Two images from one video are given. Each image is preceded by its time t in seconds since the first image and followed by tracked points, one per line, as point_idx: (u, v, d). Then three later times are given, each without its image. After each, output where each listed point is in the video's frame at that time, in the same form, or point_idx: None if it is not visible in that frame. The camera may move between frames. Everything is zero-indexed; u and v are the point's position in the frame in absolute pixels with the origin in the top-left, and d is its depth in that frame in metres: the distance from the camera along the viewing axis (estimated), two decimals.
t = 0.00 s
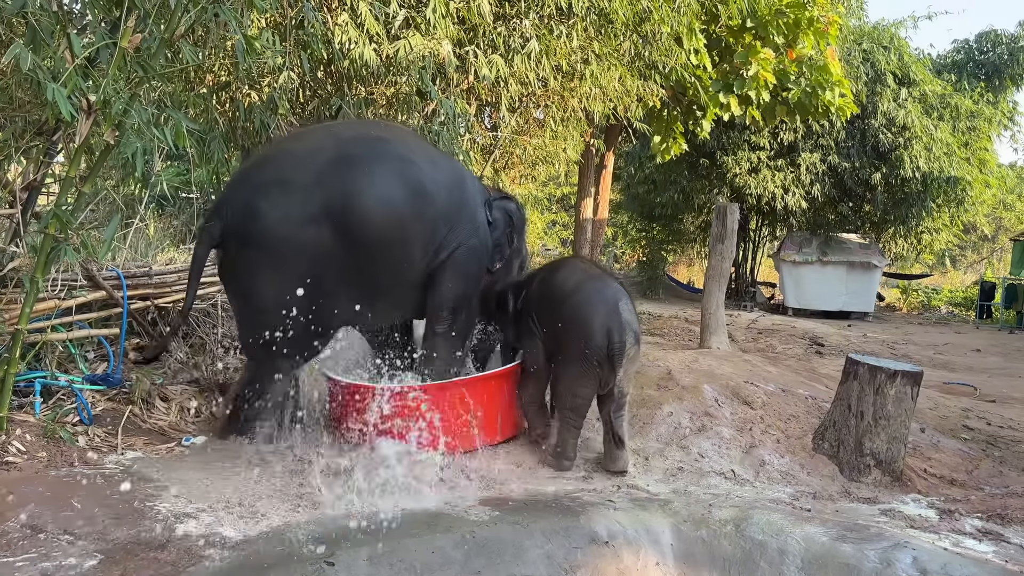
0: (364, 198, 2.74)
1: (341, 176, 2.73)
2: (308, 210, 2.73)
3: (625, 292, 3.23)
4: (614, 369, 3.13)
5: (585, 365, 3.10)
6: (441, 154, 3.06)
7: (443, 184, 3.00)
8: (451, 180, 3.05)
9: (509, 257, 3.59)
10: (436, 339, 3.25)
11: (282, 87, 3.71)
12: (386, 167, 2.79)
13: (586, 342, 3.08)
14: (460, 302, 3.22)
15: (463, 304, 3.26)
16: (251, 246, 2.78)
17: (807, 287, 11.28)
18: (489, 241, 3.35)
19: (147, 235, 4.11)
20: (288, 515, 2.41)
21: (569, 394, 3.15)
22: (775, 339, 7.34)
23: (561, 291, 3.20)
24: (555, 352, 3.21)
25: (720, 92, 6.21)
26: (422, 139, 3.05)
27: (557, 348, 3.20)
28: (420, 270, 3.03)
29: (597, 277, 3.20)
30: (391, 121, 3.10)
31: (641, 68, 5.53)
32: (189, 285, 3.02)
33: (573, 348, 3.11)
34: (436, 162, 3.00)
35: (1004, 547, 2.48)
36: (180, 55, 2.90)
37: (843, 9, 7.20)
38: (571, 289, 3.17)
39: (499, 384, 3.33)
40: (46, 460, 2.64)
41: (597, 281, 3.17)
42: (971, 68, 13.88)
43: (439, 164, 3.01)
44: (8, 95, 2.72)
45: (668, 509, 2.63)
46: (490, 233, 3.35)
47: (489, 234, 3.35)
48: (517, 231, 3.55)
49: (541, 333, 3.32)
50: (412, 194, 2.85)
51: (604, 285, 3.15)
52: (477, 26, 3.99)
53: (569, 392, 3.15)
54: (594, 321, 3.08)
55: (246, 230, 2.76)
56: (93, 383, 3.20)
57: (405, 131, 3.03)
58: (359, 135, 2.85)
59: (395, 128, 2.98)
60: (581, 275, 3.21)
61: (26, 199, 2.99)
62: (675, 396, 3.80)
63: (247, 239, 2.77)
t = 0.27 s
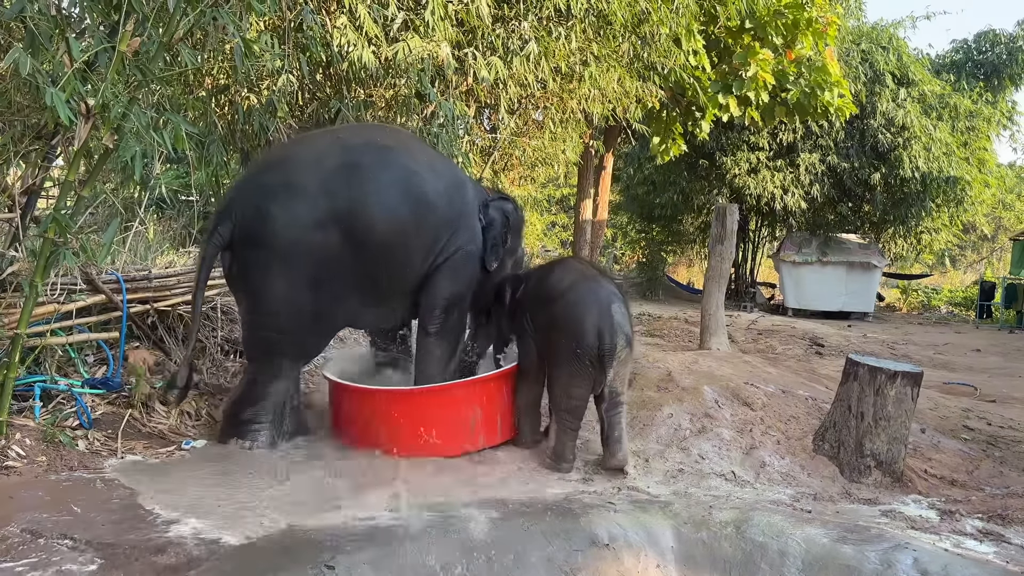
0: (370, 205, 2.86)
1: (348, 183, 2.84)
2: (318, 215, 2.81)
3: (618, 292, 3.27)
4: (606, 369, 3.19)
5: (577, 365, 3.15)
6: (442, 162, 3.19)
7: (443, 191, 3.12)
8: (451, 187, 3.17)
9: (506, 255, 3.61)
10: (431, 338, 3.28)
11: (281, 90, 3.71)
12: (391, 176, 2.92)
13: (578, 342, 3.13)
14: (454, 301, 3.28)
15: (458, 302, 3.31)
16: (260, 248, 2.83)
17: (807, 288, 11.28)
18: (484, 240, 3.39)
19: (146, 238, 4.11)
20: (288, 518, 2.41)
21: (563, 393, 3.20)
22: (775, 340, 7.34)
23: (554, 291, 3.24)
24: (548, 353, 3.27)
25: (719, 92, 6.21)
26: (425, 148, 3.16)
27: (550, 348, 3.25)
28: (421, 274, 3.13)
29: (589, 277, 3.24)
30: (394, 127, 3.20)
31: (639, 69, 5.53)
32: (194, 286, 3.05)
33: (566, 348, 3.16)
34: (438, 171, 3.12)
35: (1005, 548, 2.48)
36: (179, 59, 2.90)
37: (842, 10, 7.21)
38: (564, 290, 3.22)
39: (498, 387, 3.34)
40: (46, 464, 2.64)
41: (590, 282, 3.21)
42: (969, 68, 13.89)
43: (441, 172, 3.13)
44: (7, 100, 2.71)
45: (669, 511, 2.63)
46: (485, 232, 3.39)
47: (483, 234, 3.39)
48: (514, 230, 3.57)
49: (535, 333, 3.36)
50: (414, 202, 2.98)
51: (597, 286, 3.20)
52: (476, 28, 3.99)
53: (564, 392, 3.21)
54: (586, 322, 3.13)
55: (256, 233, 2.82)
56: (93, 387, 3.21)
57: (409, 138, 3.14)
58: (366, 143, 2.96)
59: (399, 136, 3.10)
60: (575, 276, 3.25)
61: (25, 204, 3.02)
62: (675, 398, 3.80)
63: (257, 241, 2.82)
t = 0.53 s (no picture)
0: (364, 209, 2.92)
1: (343, 187, 2.90)
2: (314, 218, 2.87)
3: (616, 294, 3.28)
4: (604, 371, 3.21)
5: (574, 367, 3.18)
6: (438, 164, 3.23)
7: (437, 194, 3.16)
8: (446, 190, 3.21)
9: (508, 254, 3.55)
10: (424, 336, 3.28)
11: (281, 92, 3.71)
12: (385, 180, 2.98)
13: (576, 345, 3.15)
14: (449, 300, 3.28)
15: (454, 301, 3.31)
16: (258, 250, 2.88)
17: (807, 287, 11.28)
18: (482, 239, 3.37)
19: (146, 239, 4.11)
20: (289, 519, 2.41)
21: (560, 394, 3.23)
22: (776, 340, 7.34)
23: (553, 291, 3.25)
24: (545, 353, 3.28)
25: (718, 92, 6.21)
26: (422, 150, 3.20)
27: (547, 349, 3.26)
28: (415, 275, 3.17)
29: (589, 279, 3.24)
30: (391, 130, 3.25)
31: (639, 69, 5.53)
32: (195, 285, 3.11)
33: (564, 350, 3.18)
34: (433, 174, 3.17)
35: (1006, 547, 2.47)
36: (178, 61, 2.90)
37: (841, 9, 7.20)
38: (563, 291, 3.22)
39: (497, 387, 3.35)
40: (46, 466, 2.63)
41: (590, 283, 3.21)
42: (968, 67, 13.90)
43: (436, 175, 3.18)
44: (5, 103, 2.71)
45: (669, 511, 2.63)
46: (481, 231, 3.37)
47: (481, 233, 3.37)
48: (514, 230, 3.51)
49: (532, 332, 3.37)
50: (408, 206, 3.03)
51: (596, 288, 3.20)
52: (474, 29, 3.99)
53: (560, 393, 3.23)
54: (585, 325, 3.15)
55: (255, 235, 2.87)
56: (93, 390, 3.21)
57: (407, 142, 3.18)
58: (362, 147, 3.01)
59: (396, 139, 3.14)
60: (574, 277, 3.25)
61: (24, 207, 2.98)
62: (675, 398, 3.80)
63: (255, 243, 2.87)
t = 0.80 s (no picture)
0: (348, 209, 2.98)
1: (328, 188, 2.97)
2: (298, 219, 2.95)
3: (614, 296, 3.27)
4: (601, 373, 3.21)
5: (570, 369, 3.18)
6: (430, 164, 3.24)
7: (427, 193, 3.17)
8: (436, 188, 3.21)
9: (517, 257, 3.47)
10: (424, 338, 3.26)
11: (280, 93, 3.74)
12: (370, 181, 3.02)
13: (574, 348, 3.15)
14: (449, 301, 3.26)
15: (455, 304, 3.29)
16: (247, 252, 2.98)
17: (807, 286, 11.28)
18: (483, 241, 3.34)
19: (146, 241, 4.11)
20: (291, 520, 2.41)
21: (556, 394, 3.24)
22: (776, 339, 7.33)
23: (550, 291, 3.21)
24: (540, 351, 3.27)
25: (718, 92, 6.22)
26: (413, 150, 3.23)
27: (543, 348, 3.25)
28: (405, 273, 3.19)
29: (587, 280, 3.20)
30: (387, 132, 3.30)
31: (638, 69, 5.53)
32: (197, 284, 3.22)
33: (561, 351, 3.18)
34: (422, 173, 3.18)
35: (1008, 545, 2.47)
36: (177, 62, 2.90)
37: (840, 8, 7.20)
38: (561, 293, 3.19)
39: (497, 386, 3.33)
40: (47, 468, 2.63)
41: (589, 286, 3.19)
42: (967, 66, 13.90)
43: (425, 174, 3.19)
44: (5, 105, 2.71)
45: (671, 510, 2.63)
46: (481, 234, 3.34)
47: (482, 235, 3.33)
48: (518, 233, 3.43)
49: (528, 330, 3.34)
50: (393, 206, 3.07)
51: (595, 292, 3.18)
52: (474, 29, 3.99)
53: (556, 393, 3.24)
54: (583, 327, 3.14)
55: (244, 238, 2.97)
56: (94, 392, 3.20)
57: (399, 142, 3.21)
58: (349, 150, 3.07)
59: (386, 141, 3.18)
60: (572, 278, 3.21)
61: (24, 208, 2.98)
62: (676, 397, 3.80)
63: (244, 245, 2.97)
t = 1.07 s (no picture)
0: (334, 214, 3.02)
1: (316, 193, 3.01)
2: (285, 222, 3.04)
3: (614, 297, 3.29)
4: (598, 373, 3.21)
5: (570, 367, 3.19)
6: (427, 170, 3.24)
7: (418, 198, 3.17)
8: (430, 193, 3.21)
9: (521, 265, 3.53)
10: (412, 337, 3.32)
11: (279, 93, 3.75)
12: (359, 185, 3.04)
13: (572, 346, 3.17)
14: (433, 303, 3.30)
15: (440, 304, 3.35)
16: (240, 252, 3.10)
17: (807, 285, 11.27)
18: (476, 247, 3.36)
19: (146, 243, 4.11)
20: (292, 521, 2.41)
21: (556, 393, 3.24)
22: (776, 338, 7.33)
23: (551, 292, 3.26)
24: (543, 352, 3.30)
25: (717, 91, 6.20)
26: (411, 155, 3.23)
27: (545, 348, 3.28)
28: (393, 276, 3.22)
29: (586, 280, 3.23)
30: (391, 135, 3.31)
31: (637, 68, 5.53)
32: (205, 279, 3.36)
33: (560, 350, 3.20)
34: (417, 178, 3.19)
35: (1009, 543, 2.47)
36: (176, 63, 2.90)
37: (839, 7, 7.20)
38: (561, 293, 3.22)
39: (498, 386, 3.32)
40: (48, 470, 2.63)
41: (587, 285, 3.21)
42: (967, 64, 13.90)
43: (419, 179, 3.19)
44: (4, 107, 2.70)
45: (673, 509, 2.63)
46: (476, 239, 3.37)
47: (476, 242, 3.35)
48: (523, 243, 3.48)
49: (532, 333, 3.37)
50: (381, 211, 3.08)
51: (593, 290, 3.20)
52: (473, 29, 3.99)
53: (557, 392, 3.25)
54: (580, 325, 3.16)
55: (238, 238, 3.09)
56: (94, 393, 3.19)
57: (398, 147, 3.22)
58: (340, 152, 3.09)
59: (384, 145, 3.19)
60: (572, 279, 3.24)
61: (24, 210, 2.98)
62: (676, 397, 3.80)
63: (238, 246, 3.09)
